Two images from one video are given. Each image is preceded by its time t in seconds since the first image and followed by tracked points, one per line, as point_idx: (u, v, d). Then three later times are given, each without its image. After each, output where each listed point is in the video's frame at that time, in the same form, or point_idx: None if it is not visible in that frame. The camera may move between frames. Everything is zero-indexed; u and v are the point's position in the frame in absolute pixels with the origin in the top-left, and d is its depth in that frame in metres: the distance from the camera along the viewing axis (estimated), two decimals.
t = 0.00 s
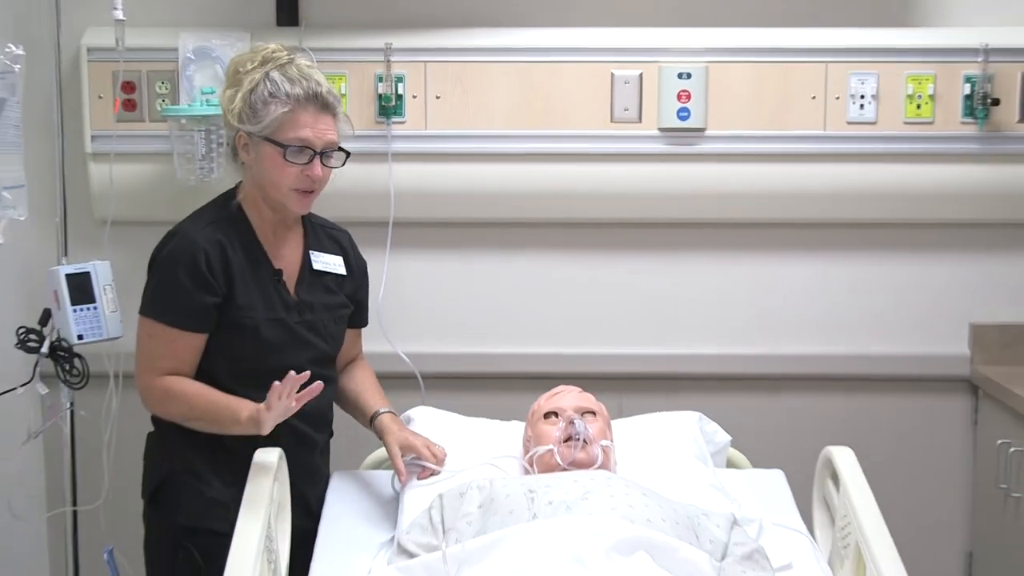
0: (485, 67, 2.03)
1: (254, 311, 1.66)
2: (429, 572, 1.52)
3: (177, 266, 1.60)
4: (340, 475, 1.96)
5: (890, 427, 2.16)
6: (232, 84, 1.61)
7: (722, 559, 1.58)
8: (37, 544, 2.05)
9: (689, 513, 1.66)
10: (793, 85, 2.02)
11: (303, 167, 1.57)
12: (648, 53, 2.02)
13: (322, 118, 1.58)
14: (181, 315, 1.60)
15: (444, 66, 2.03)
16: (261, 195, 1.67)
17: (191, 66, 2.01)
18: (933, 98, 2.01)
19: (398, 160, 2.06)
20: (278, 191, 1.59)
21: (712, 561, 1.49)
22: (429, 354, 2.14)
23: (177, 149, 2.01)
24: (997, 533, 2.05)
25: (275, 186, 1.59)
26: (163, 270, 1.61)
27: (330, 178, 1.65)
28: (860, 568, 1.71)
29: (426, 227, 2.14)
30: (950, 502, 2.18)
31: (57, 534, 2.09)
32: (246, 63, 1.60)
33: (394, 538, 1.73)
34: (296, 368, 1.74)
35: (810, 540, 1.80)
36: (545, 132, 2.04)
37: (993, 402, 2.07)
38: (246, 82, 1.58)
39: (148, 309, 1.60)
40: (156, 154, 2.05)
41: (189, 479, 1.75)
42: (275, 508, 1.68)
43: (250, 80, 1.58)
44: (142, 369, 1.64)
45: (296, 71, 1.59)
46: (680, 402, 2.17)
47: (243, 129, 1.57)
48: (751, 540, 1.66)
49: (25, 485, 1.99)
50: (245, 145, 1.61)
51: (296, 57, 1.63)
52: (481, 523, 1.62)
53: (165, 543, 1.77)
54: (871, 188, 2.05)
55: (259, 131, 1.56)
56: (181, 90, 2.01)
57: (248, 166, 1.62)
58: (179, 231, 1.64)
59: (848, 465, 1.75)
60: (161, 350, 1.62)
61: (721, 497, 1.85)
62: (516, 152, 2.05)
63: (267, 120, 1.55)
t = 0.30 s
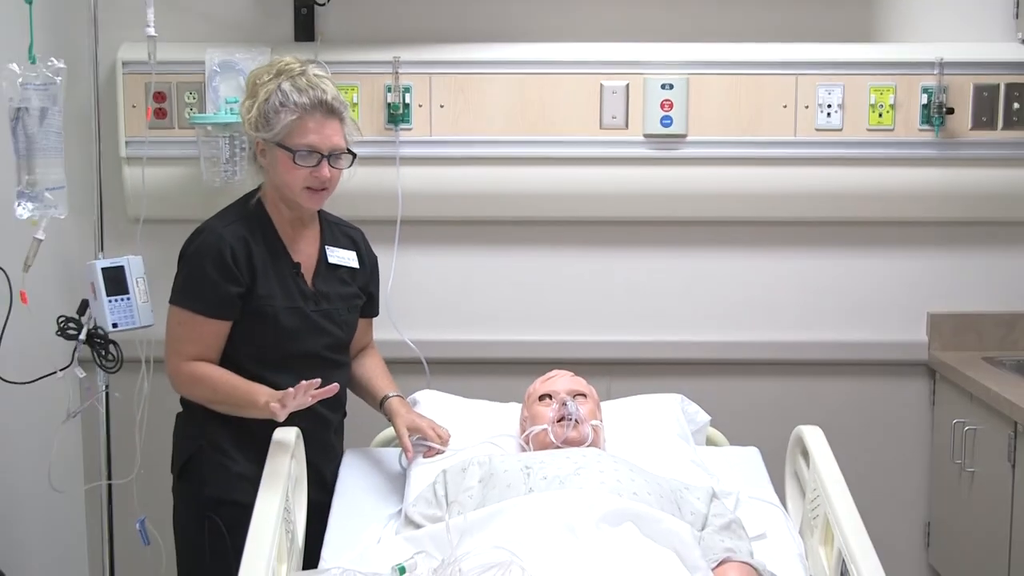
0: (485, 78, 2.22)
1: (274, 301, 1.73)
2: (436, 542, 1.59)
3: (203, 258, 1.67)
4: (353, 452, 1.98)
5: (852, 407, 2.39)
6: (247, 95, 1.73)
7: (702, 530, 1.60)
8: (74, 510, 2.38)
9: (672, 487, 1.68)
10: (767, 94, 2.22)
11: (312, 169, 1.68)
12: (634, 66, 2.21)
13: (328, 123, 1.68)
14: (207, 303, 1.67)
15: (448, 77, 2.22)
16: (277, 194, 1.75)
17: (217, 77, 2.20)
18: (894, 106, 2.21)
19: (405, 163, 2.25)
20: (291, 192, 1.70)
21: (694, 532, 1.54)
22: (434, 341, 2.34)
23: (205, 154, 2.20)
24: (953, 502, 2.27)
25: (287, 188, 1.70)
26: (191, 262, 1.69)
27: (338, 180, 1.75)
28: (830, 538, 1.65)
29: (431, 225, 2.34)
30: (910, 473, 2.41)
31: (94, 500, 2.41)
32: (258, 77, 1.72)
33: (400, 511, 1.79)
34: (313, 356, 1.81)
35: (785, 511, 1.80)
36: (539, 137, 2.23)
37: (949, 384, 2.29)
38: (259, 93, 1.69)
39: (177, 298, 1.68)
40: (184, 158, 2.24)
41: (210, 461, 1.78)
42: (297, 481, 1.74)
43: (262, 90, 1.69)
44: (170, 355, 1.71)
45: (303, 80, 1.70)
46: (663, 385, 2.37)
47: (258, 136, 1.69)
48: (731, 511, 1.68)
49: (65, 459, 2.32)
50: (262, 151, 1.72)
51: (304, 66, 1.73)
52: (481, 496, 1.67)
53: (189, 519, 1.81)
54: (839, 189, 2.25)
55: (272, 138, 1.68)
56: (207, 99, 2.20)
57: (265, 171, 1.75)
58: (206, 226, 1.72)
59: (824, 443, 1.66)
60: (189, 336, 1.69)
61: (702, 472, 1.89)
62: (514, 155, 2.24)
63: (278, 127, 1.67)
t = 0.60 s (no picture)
0: (485, 78, 2.22)
1: (274, 300, 1.73)
2: (436, 541, 1.59)
3: (203, 257, 1.67)
4: (353, 451, 1.98)
5: (853, 407, 2.38)
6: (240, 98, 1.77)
7: (702, 529, 1.60)
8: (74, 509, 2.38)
9: (672, 486, 1.68)
10: (767, 94, 2.22)
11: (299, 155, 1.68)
12: (635, 65, 2.21)
13: (313, 110, 1.70)
14: (207, 301, 1.67)
15: (448, 77, 2.22)
16: (272, 192, 1.75)
17: (217, 77, 2.20)
18: (894, 106, 2.21)
19: (405, 162, 2.25)
20: (281, 182, 1.69)
21: (694, 532, 1.54)
22: (434, 341, 2.34)
23: (205, 152, 2.20)
24: (953, 502, 2.27)
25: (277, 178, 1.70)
26: (191, 260, 1.68)
27: (332, 170, 1.74)
28: (830, 537, 1.65)
29: (431, 224, 2.34)
30: (911, 473, 2.41)
31: (94, 500, 2.41)
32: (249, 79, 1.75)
33: (401, 510, 1.78)
34: (312, 355, 1.80)
35: (785, 510, 1.80)
36: (539, 137, 2.23)
37: (949, 383, 2.29)
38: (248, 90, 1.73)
39: (177, 297, 1.68)
40: (184, 157, 2.24)
41: (211, 461, 1.77)
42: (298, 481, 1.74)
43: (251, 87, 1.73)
44: (171, 355, 1.71)
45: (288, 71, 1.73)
46: (662, 385, 2.37)
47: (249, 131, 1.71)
48: (731, 511, 1.68)
49: (65, 458, 2.32)
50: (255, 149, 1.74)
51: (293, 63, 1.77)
52: (482, 496, 1.67)
53: (190, 519, 1.81)
54: (839, 188, 2.25)
55: (260, 130, 1.70)
56: (208, 99, 2.20)
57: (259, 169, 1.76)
58: (206, 225, 1.71)
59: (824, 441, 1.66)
60: (190, 337, 1.69)
61: (702, 471, 1.89)
62: (514, 155, 2.24)
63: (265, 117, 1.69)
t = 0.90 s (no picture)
0: (486, 83, 2.22)
1: (274, 303, 1.73)
2: (436, 545, 1.59)
3: (204, 258, 1.67)
4: (355, 457, 1.98)
5: (853, 411, 2.38)
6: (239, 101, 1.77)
7: (703, 534, 1.60)
8: (74, 513, 2.38)
9: (673, 492, 1.68)
10: (768, 98, 2.22)
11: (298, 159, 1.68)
12: (636, 69, 2.21)
13: (311, 113, 1.70)
14: (208, 302, 1.66)
15: (449, 81, 2.22)
16: (270, 195, 1.75)
17: (218, 81, 2.20)
18: (895, 110, 2.21)
19: (405, 166, 2.25)
20: (280, 186, 1.70)
21: (695, 536, 1.53)
22: (434, 345, 2.34)
23: (205, 156, 2.19)
24: (954, 506, 2.27)
25: (276, 182, 1.70)
26: (192, 263, 1.68)
27: (331, 173, 1.74)
28: (832, 542, 1.65)
29: (432, 228, 2.34)
30: (912, 477, 2.41)
31: (94, 504, 2.41)
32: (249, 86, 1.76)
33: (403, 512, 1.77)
34: (311, 358, 1.80)
35: (786, 515, 1.80)
36: (540, 141, 2.23)
37: (950, 387, 2.29)
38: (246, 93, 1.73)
39: (178, 299, 1.68)
40: (185, 161, 2.24)
41: (211, 465, 1.77)
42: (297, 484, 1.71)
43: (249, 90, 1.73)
44: (172, 359, 1.70)
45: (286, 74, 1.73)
46: (663, 389, 2.37)
47: (247, 135, 1.72)
48: (732, 516, 1.67)
49: (67, 462, 2.33)
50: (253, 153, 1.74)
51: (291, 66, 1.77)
52: (483, 500, 1.67)
53: (190, 523, 1.81)
54: (840, 193, 2.25)
55: (258, 133, 1.70)
56: (209, 103, 2.20)
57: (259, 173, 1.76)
58: (206, 227, 1.71)
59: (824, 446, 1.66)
60: (191, 340, 1.68)
61: (702, 475, 1.89)
62: (514, 159, 2.24)
63: (262, 121, 1.69)
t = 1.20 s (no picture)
0: (486, 91, 2.23)
1: (273, 311, 1.72)
2: (436, 554, 1.58)
3: (202, 266, 1.66)
4: (355, 466, 1.98)
5: (854, 419, 2.38)
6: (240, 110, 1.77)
7: (703, 542, 1.59)
8: (75, 522, 2.38)
9: (673, 499, 1.67)
10: (768, 107, 2.22)
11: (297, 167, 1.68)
12: (636, 78, 2.22)
13: (311, 121, 1.70)
14: (207, 310, 1.66)
15: (449, 89, 2.23)
16: (270, 203, 1.75)
17: (218, 90, 2.20)
18: (894, 118, 2.22)
19: (405, 174, 2.25)
20: (279, 194, 1.70)
21: (695, 544, 1.54)
22: (434, 353, 2.34)
23: (206, 165, 2.20)
24: (955, 515, 2.26)
25: (276, 190, 1.70)
26: (190, 270, 1.68)
27: (331, 181, 1.74)
28: (832, 550, 1.64)
29: (432, 237, 2.34)
30: (912, 485, 2.41)
31: (95, 512, 2.41)
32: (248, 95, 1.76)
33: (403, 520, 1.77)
34: (310, 367, 1.80)
35: (786, 524, 1.80)
36: (540, 149, 2.23)
37: (950, 395, 2.29)
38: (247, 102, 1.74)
39: (177, 308, 1.67)
40: (185, 170, 2.25)
41: (212, 473, 1.77)
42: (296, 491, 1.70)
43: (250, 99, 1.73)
44: (171, 367, 1.70)
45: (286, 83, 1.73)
46: (663, 397, 2.37)
47: (248, 143, 1.72)
48: (732, 524, 1.67)
49: (67, 470, 2.33)
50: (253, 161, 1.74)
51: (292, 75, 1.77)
52: (483, 508, 1.66)
53: (191, 531, 1.80)
54: (840, 201, 2.25)
55: (258, 141, 1.70)
56: (210, 111, 2.20)
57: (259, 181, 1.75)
58: (204, 235, 1.71)
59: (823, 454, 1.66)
60: (190, 348, 1.68)
61: (702, 484, 1.89)
62: (515, 167, 2.24)
63: (262, 129, 1.69)
